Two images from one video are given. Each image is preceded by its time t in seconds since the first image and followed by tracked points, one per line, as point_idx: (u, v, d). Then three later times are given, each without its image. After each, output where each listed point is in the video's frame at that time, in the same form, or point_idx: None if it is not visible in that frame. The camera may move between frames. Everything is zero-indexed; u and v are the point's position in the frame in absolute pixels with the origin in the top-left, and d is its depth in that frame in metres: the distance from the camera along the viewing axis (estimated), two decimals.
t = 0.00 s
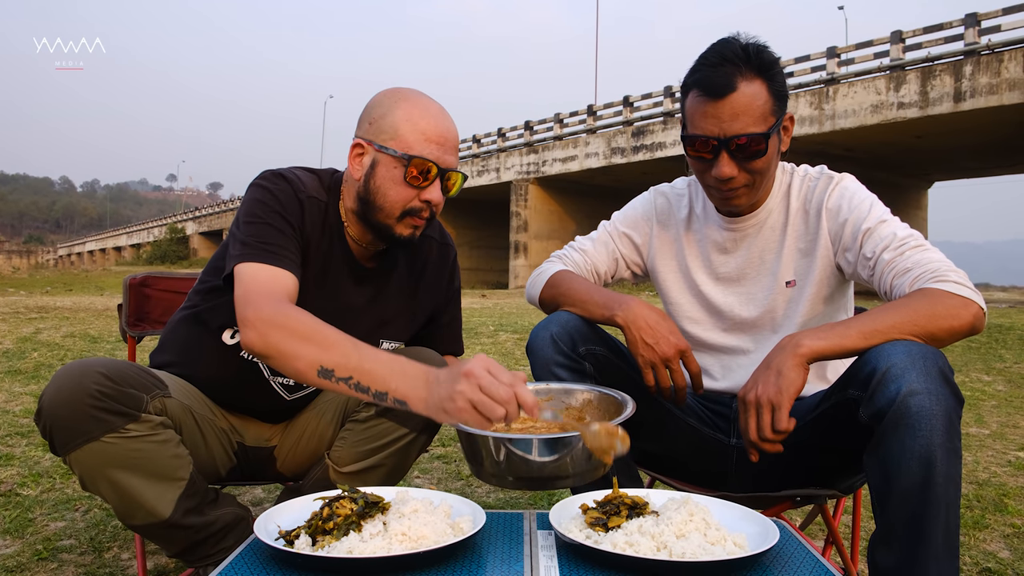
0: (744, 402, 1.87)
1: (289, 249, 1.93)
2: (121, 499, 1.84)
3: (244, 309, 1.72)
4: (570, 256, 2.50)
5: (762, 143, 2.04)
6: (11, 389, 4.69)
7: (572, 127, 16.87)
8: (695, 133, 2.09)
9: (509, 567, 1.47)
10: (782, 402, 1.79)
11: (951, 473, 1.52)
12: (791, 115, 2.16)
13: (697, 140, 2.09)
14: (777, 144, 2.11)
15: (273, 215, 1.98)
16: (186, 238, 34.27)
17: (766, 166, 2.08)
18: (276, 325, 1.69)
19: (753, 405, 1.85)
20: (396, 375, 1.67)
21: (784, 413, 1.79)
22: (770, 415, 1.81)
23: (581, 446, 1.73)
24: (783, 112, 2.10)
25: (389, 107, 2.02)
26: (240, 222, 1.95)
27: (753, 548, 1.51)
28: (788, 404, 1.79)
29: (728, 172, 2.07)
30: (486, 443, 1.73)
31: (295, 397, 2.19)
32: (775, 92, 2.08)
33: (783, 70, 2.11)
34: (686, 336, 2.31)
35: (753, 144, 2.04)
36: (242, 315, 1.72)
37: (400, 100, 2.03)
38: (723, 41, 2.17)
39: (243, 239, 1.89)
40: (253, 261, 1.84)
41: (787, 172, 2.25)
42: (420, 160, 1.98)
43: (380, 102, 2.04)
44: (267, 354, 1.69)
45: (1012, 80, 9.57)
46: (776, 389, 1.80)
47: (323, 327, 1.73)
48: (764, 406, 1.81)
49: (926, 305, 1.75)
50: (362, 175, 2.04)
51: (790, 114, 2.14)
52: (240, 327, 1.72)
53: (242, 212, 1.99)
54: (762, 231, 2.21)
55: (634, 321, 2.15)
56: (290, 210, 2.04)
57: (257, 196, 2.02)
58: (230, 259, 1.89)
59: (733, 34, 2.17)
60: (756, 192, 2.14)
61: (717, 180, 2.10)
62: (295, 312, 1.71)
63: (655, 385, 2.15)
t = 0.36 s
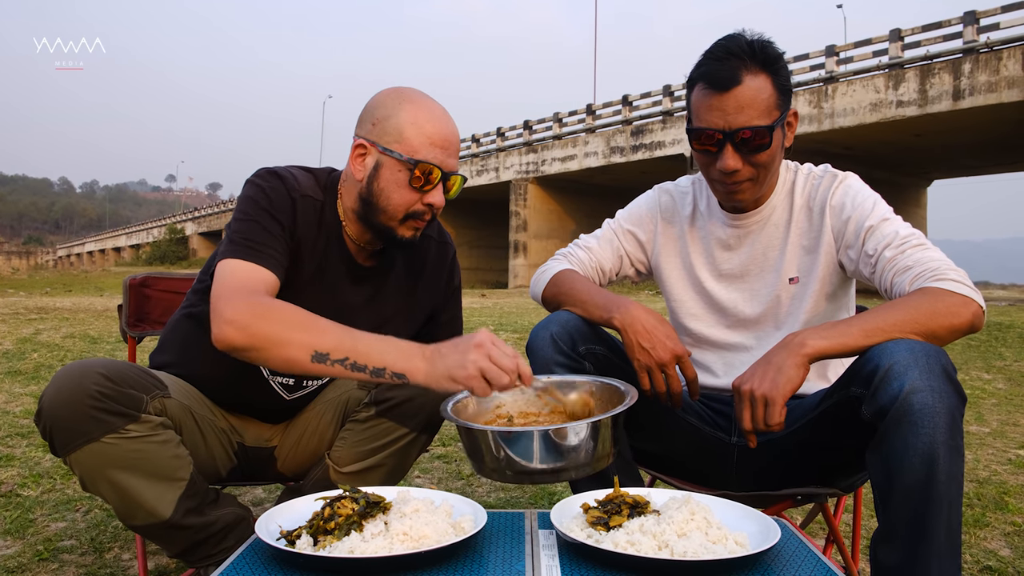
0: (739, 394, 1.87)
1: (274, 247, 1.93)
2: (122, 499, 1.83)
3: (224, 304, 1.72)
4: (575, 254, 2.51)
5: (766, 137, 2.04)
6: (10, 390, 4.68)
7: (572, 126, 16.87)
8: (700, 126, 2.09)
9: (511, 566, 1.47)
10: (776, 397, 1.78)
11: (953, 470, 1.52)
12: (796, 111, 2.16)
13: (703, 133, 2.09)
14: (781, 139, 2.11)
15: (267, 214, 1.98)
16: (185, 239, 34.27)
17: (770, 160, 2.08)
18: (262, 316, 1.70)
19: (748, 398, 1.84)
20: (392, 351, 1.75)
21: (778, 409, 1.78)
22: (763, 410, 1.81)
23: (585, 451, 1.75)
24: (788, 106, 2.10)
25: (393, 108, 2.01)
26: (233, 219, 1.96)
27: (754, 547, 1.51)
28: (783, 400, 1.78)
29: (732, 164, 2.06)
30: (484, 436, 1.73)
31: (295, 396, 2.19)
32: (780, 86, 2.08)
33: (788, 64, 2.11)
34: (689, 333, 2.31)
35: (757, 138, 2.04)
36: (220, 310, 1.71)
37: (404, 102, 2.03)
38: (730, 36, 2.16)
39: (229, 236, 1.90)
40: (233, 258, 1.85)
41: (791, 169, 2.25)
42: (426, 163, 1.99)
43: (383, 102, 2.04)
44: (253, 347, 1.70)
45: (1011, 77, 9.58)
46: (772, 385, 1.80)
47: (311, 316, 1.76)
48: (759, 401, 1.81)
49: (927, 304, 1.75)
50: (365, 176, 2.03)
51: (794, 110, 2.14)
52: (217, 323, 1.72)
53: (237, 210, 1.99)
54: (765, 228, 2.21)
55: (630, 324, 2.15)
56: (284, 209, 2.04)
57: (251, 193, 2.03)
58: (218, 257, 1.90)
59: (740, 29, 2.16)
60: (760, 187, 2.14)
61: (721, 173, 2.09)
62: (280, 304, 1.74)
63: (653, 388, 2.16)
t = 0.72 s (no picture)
0: (742, 394, 1.86)
1: (289, 246, 1.93)
2: (125, 498, 1.84)
3: (252, 304, 1.73)
4: (578, 253, 2.51)
5: (769, 136, 2.04)
6: (13, 389, 4.69)
7: (573, 126, 16.86)
8: (703, 125, 2.09)
9: (514, 566, 1.47)
10: (779, 398, 1.78)
11: (956, 470, 1.52)
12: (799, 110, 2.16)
13: (706, 132, 2.09)
14: (784, 139, 2.11)
15: (276, 212, 1.98)
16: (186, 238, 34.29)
17: (772, 159, 2.08)
18: (293, 318, 1.72)
19: (751, 399, 1.84)
20: (421, 366, 1.77)
21: (781, 409, 1.78)
22: (766, 411, 1.81)
23: (581, 450, 1.74)
24: (792, 106, 2.10)
25: (398, 108, 2.01)
26: (243, 218, 1.96)
27: (757, 547, 1.51)
28: (785, 400, 1.78)
29: (735, 163, 2.06)
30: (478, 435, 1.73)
31: (298, 395, 2.19)
32: (783, 85, 2.07)
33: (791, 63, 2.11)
34: (692, 333, 2.31)
35: (760, 137, 2.04)
36: (247, 308, 1.73)
37: (409, 101, 2.02)
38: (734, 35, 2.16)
39: (245, 235, 1.89)
40: (255, 258, 1.84)
41: (793, 169, 2.25)
42: (431, 163, 1.99)
43: (388, 101, 2.04)
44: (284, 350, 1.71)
45: (1013, 77, 9.56)
46: (775, 385, 1.80)
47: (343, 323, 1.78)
48: (762, 402, 1.81)
49: (930, 305, 1.75)
50: (370, 176, 2.03)
51: (798, 109, 2.14)
52: (242, 323, 1.73)
53: (246, 207, 2.00)
54: (768, 227, 2.21)
55: (633, 325, 2.15)
56: (292, 206, 2.04)
57: (261, 192, 2.03)
58: (232, 254, 1.90)
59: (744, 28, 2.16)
60: (763, 187, 2.14)
61: (724, 172, 2.09)
62: (318, 312, 1.76)
63: (655, 388, 2.16)
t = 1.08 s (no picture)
0: (750, 404, 1.86)
1: (293, 245, 1.93)
2: (127, 497, 1.84)
3: (253, 303, 1.74)
4: (579, 256, 2.51)
5: (769, 139, 2.04)
6: (14, 386, 4.70)
7: (574, 126, 16.86)
8: (703, 128, 2.09)
9: (517, 567, 1.47)
10: (786, 404, 1.78)
11: (958, 474, 1.52)
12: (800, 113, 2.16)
13: (707, 135, 2.09)
14: (786, 141, 2.11)
15: (280, 210, 1.99)
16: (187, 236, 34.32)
17: (773, 162, 2.08)
18: (290, 319, 1.72)
19: (758, 407, 1.84)
20: (419, 360, 1.76)
21: (788, 415, 1.78)
22: (773, 418, 1.80)
23: (586, 450, 1.75)
24: (792, 108, 2.10)
25: (404, 109, 2.01)
26: (248, 216, 1.96)
27: (760, 550, 1.50)
28: (792, 406, 1.78)
29: (736, 167, 2.06)
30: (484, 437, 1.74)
31: (300, 395, 2.19)
32: (784, 88, 2.07)
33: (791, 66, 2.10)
34: (693, 336, 2.31)
35: (761, 140, 2.04)
36: (247, 307, 1.74)
37: (415, 103, 2.02)
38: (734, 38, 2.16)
39: (250, 234, 1.90)
40: (257, 257, 1.84)
41: (795, 171, 2.25)
42: (439, 164, 1.99)
43: (394, 103, 2.04)
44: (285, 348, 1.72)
45: (1014, 80, 9.56)
46: (782, 391, 1.80)
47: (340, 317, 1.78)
48: (769, 408, 1.81)
49: (931, 309, 1.75)
50: (378, 177, 2.03)
51: (799, 112, 2.14)
52: (242, 321, 1.74)
53: (252, 205, 2.00)
54: (770, 230, 2.21)
55: (636, 326, 2.15)
56: (296, 205, 2.04)
57: (267, 190, 2.04)
58: (236, 253, 1.90)
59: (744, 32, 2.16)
60: (765, 190, 2.14)
61: (725, 176, 2.09)
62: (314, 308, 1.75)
63: (658, 390, 2.16)
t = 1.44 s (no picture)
0: (750, 410, 1.87)
1: (289, 241, 1.93)
2: (127, 496, 1.84)
3: (241, 293, 1.75)
4: (579, 260, 2.51)
5: (769, 145, 2.05)
6: (12, 384, 4.70)
7: (575, 129, 16.88)
8: (703, 135, 2.10)
9: (517, 570, 1.48)
10: (787, 410, 1.78)
11: (958, 481, 1.53)
12: (800, 119, 2.16)
13: (707, 142, 2.09)
14: (786, 147, 2.11)
15: (280, 209, 1.99)
16: (187, 235, 34.31)
17: (773, 168, 2.09)
18: (278, 307, 1.72)
19: (758, 412, 1.84)
20: (411, 345, 1.75)
21: (789, 421, 1.78)
22: (774, 423, 1.81)
23: (592, 454, 1.75)
24: (792, 114, 2.10)
25: (403, 108, 2.02)
26: (247, 214, 1.97)
27: (760, 555, 1.51)
28: (793, 411, 1.78)
29: (736, 173, 2.07)
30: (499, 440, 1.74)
31: (300, 397, 2.19)
32: (784, 95, 2.08)
33: (791, 72, 2.11)
34: (693, 340, 2.31)
35: (761, 146, 2.05)
36: (236, 298, 1.74)
37: (415, 102, 2.03)
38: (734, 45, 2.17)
39: (246, 230, 1.90)
40: (254, 251, 1.85)
41: (796, 177, 2.25)
42: (437, 160, 1.99)
43: (394, 103, 2.05)
44: (272, 338, 1.71)
45: (1014, 87, 9.58)
46: (782, 397, 1.80)
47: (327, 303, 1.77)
48: (769, 414, 1.81)
49: (931, 316, 1.75)
50: (378, 177, 2.04)
51: (799, 118, 2.14)
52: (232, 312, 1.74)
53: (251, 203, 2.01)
54: (770, 235, 2.21)
55: (637, 330, 2.16)
56: (296, 204, 2.04)
57: (267, 190, 2.04)
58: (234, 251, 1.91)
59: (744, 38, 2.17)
60: (765, 196, 2.15)
61: (726, 182, 2.10)
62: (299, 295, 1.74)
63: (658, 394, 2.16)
